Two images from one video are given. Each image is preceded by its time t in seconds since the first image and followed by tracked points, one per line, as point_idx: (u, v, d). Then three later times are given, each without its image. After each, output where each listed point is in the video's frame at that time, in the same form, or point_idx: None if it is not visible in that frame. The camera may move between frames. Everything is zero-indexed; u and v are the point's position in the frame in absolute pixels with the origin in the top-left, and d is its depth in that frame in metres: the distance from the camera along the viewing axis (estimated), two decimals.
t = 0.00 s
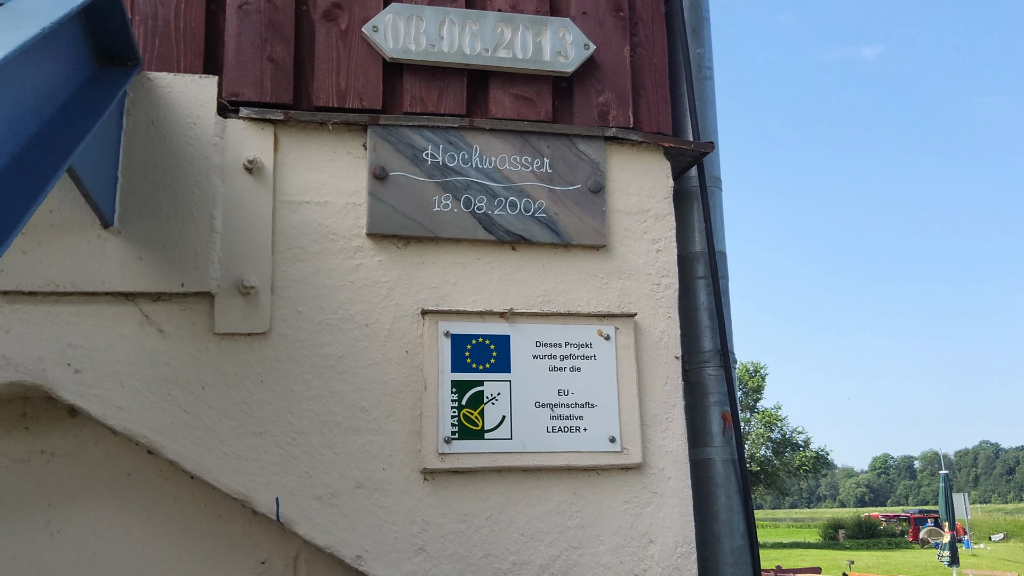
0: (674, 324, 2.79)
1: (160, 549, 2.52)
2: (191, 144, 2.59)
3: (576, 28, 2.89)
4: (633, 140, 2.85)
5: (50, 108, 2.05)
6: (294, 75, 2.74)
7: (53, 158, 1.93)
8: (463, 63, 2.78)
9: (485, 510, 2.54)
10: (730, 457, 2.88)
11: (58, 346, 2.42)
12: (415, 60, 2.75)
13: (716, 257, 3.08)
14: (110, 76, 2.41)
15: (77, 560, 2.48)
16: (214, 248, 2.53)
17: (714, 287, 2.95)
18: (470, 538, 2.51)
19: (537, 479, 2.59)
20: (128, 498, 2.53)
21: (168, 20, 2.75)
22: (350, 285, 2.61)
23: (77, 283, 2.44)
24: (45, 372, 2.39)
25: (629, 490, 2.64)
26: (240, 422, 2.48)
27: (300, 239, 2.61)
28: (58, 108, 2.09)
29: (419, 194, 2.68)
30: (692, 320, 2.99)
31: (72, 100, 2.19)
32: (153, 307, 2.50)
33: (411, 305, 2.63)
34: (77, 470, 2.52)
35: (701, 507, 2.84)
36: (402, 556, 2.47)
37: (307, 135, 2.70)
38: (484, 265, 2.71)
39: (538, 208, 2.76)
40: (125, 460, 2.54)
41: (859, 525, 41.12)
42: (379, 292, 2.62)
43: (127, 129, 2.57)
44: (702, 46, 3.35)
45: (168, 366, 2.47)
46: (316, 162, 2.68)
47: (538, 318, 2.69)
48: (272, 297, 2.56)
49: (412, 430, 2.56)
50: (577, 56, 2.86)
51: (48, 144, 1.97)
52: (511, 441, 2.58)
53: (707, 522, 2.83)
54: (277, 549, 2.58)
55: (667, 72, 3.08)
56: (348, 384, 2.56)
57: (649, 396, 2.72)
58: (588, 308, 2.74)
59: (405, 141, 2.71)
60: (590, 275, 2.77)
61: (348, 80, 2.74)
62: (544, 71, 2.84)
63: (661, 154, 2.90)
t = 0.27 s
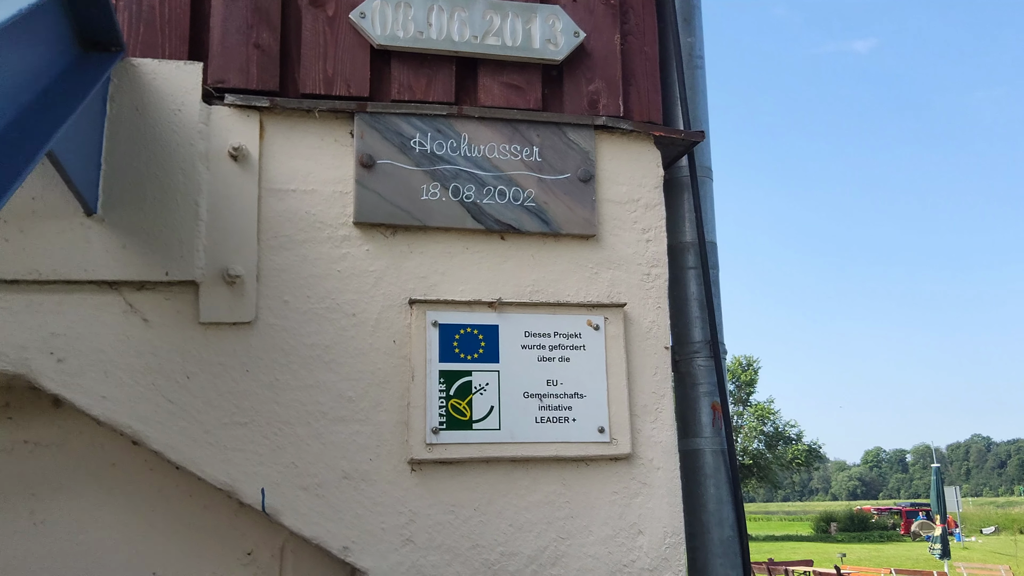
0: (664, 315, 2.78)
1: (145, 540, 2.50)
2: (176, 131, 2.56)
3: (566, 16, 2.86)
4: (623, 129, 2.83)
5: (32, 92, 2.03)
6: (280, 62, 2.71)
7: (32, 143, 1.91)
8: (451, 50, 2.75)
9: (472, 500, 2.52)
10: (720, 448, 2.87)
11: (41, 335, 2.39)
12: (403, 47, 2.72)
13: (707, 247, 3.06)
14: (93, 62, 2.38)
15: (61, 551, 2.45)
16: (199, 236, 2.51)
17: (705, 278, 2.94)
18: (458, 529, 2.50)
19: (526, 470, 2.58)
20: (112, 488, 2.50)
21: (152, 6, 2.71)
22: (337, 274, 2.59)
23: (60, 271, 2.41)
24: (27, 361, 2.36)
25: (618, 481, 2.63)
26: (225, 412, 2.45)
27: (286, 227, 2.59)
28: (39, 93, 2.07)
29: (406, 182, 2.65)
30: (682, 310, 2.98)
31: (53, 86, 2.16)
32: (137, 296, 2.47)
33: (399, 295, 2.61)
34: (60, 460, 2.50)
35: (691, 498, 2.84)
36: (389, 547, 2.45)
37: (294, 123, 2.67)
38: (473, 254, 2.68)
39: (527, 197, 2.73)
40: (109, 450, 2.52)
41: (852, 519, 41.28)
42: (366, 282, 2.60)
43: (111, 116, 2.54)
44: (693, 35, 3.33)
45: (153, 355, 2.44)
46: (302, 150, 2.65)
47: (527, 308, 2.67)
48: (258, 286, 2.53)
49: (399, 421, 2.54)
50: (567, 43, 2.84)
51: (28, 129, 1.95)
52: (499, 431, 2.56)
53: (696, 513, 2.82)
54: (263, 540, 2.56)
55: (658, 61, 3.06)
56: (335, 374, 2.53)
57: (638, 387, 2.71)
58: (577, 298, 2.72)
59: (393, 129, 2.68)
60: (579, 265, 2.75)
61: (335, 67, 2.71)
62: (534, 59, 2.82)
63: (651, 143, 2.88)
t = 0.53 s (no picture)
0: (654, 304, 2.76)
1: (129, 529, 2.47)
2: (160, 117, 2.53)
3: (556, 2, 2.84)
4: (613, 117, 2.81)
5: (11, 75, 1.99)
6: (266, 47, 2.68)
7: (10, 127, 1.87)
8: (439, 36, 2.73)
9: (460, 490, 2.51)
10: (709, 438, 2.86)
11: (22, 322, 2.36)
12: (390, 33, 2.69)
13: (697, 236, 3.05)
14: (75, 45, 2.34)
15: (43, 541, 2.42)
16: (183, 223, 2.48)
17: (694, 267, 2.93)
18: (445, 518, 2.48)
19: (514, 459, 2.56)
20: (96, 478, 2.48)
21: None
22: (323, 262, 2.56)
23: (42, 257, 2.37)
24: (9, 349, 2.33)
25: (607, 471, 2.62)
26: (210, 400, 2.43)
27: (272, 214, 2.57)
28: (18, 76, 2.03)
29: (394, 169, 2.63)
30: (672, 300, 2.97)
31: (34, 69, 2.12)
32: (121, 283, 2.44)
33: (386, 283, 2.59)
34: (43, 449, 2.47)
35: (680, 488, 2.83)
36: (375, 537, 2.43)
37: (280, 109, 2.65)
38: (461, 242, 2.66)
39: (516, 185, 2.71)
40: (93, 439, 2.49)
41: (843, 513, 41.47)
42: (353, 270, 2.57)
43: (94, 101, 2.50)
44: (684, 23, 3.31)
45: (136, 343, 2.42)
46: (288, 137, 2.63)
47: (515, 296, 2.65)
48: (243, 274, 2.51)
49: (386, 410, 2.52)
50: (556, 30, 2.81)
51: (6, 112, 1.91)
52: (487, 420, 2.54)
53: (685, 502, 2.81)
54: (249, 530, 2.55)
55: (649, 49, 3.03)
56: (321, 362, 2.51)
57: (627, 376, 2.69)
58: (566, 286, 2.70)
59: (380, 116, 2.65)
60: (569, 253, 2.73)
61: (322, 53, 2.68)
62: (523, 45, 2.79)
63: (641, 131, 2.86)
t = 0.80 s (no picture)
0: (646, 294, 2.75)
1: (118, 519, 2.46)
2: (149, 103, 2.51)
3: None
4: (606, 106, 2.81)
5: None
6: (256, 34, 2.66)
7: None
8: (432, 23, 2.71)
9: (451, 480, 2.50)
10: (701, 428, 2.86)
11: (10, 310, 2.33)
12: (382, 20, 2.67)
13: (690, 227, 3.04)
14: (62, 30, 2.31)
15: (31, 530, 2.40)
16: (172, 211, 2.46)
17: (687, 257, 2.92)
18: (436, 508, 2.47)
19: (505, 449, 2.55)
20: (85, 467, 2.46)
21: None
22: (314, 250, 2.55)
23: (30, 245, 2.35)
24: None
25: (598, 461, 2.61)
26: (199, 389, 2.41)
27: (262, 202, 2.55)
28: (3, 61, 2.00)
29: (385, 157, 2.61)
30: (664, 290, 2.96)
31: (19, 54, 2.09)
32: (109, 271, 2.42)
33: (377, 272, 2.57)
34: (31, 439, 2.45)
35: (671, 478, 2.83)
36: (366, 527, 2.42)
37: (270, 97, 2.63)
38: (453, 231, 2.65)
39: (508, 174, 2.70)
40: (82, 428, 2.47)
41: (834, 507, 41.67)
42: (343, 259, 2.56)
43: (82, 87, 2.48)
44: (677, 13, 3.30)
45: (125, 332, 2.40)
46: (278, 124, 2.62)
47: (507, 286, 2.64)
48: (232, 262, 2.49)
49: (377, 399, 2.50)
50: (549, 18, 2.80)
51: None
52: (478, 410, 2.53)
53: (676, 492, 2.81)
54: (239, 519, 2.53)
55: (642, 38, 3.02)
56: (311, 351, 2.50)
57: (619, 366, 2.69)
58: (559, 276, 2.69)
59: (372, 104, 2.64)
60: (561, 243, 2.72)
61: (313, 40, 2.67)
62: (516, 33, 2.78)
63: (634, 120, 2.85)
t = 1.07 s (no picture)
0: (638, 280, 2.74)
1: (105, 504, 2.43)
2: (136, 85, 2.47)
3: None
4: (598, 90, 2.79)
5: None
6: (245, 15, 2.63)
7: None
8: (423, 6, 2.67)
9: (441, 466, 2.48)
10: (692, 415, 2.85)
11: None
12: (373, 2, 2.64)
13: (682, 213, 3.02)
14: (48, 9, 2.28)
15: (16, 516, 2.37)
16: (160, 193, 2.44)
17: (680, 244, 2.91)
18: (426, 495, 2.46)
19: (496, 435, 2.54)
20: (71, 452, 2.43)
21: None
22: (303, 235, 2.52)
23: (15, 227, 2.32)
24: None
25: (589, 447, 2.60)
26: (187, 374, 2.39)
27: (250, 185, 2.53)
28: None
29: (376, 141, 2.59)
30: (656, 277, 2.95)
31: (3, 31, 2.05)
32: (96, 254, 2.39)
33: (367, 257, 2.55)
34: (16, 423, 2.41)
35: (662, 465, 2.82)
36: (355, 513, 2.40)
37: (259, 79, 2.60)
38: (444, 216, 2.62)
39: (500, 159, 2.68)
40: (68, 413, 2.44)
41: (824, 498, 42.14)
42: (333, 243, 2.53)
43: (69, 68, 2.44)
44: None
45: (112, 316, 2.37)
46: (267, 107, 2.59)
47: (499, 272, 2.62)
48: (220, 246, 2.46)
49: (367, 385, 2.48)
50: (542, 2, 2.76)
51: None
52: (469, 396, 2.52)
53: (667, 480, 2.80)
54: (227, 505, 2.51)
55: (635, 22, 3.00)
56: (300, 336, 2.47)
57: (610, 353, 2.67)
58: (551, 262, 2.67)
59: (362, 86, 2.61)
60: (553, 229, 2.70)
61: (303, 21, 2.64)
62: (508, 17, 2.75)
63: (627, 106, 2.83)
